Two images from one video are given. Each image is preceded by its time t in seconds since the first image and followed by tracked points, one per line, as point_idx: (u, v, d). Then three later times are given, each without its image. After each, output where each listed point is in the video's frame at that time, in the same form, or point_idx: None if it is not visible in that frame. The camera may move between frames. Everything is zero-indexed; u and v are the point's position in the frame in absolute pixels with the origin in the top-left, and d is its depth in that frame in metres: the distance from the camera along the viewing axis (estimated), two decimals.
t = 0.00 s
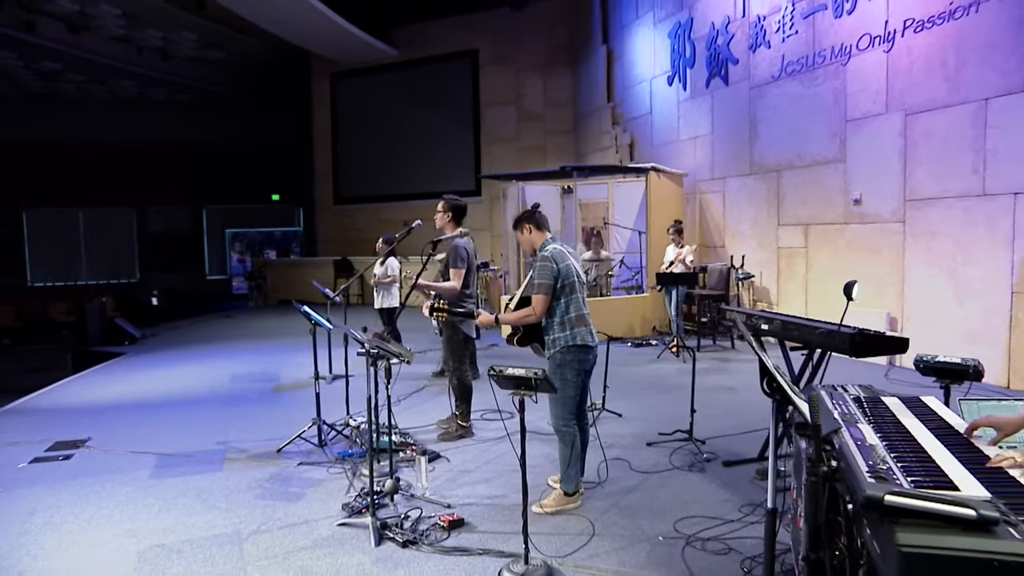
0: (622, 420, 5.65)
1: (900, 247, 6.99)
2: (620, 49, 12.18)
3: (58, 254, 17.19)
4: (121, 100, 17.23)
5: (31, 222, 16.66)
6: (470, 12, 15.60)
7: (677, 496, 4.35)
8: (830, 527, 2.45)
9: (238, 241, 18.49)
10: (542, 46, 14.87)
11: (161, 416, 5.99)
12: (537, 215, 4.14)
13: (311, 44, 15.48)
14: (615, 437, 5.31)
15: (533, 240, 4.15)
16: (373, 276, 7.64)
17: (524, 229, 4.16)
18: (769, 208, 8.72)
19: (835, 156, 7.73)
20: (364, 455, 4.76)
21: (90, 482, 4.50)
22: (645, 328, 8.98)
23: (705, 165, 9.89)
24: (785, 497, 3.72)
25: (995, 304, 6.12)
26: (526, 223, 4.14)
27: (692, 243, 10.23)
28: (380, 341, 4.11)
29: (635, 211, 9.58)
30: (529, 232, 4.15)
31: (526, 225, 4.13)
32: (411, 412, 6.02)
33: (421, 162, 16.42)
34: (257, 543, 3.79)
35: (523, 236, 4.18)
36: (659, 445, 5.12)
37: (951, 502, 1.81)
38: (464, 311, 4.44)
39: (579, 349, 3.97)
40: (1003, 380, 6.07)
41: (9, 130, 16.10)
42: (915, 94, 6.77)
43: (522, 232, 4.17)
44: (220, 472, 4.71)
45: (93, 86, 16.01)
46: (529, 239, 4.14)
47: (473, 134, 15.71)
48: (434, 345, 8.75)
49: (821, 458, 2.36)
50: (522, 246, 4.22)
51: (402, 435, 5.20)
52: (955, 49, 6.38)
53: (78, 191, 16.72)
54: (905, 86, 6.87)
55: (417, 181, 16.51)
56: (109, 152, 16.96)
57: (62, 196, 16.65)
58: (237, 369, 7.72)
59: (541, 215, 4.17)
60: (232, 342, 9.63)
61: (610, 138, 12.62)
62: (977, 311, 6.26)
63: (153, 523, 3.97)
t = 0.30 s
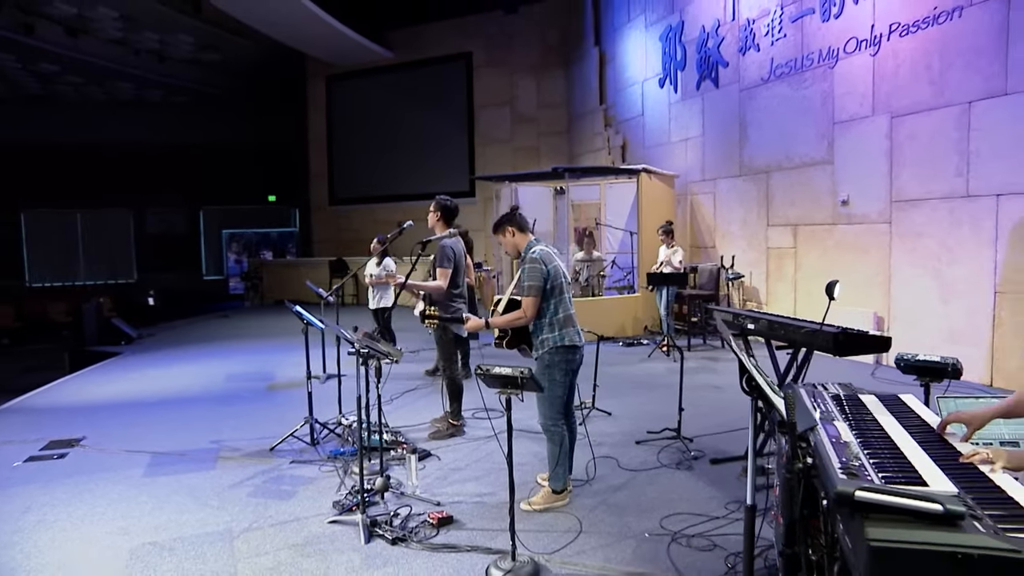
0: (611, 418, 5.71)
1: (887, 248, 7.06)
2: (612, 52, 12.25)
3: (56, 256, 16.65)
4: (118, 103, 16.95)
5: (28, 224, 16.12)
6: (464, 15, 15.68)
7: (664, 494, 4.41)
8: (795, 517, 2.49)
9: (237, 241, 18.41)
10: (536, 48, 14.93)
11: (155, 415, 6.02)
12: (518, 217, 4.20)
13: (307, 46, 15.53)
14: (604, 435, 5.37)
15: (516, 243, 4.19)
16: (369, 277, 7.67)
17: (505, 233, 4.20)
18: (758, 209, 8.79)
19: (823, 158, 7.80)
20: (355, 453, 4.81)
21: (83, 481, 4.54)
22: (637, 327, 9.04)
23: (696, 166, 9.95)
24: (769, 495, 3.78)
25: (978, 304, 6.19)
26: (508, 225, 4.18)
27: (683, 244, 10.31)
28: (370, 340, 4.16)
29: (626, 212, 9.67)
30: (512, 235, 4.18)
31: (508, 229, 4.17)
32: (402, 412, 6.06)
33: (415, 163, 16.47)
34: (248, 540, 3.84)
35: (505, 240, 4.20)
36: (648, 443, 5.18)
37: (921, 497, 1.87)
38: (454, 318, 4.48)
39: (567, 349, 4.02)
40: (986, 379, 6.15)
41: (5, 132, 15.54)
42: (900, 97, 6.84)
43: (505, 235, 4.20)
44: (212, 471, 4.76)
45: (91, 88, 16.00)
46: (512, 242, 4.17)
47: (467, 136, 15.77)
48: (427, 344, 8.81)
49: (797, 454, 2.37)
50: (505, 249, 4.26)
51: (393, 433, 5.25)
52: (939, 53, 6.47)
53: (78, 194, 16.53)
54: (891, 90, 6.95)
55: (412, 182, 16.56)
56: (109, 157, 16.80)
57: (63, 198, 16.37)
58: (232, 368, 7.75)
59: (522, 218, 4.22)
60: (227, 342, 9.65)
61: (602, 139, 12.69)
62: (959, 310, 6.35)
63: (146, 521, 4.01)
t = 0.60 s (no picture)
0: (600, 417, 5.76)
1: (874, 248, 7.13)
2: (604, 54, 12.32)
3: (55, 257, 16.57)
4: (116, 104, 16.87)
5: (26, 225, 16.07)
6: (457, 18, 15.75)
7: (650, 492, 4.46)
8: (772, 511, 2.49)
9: (232, 242, 18.65)
10: (529, 51, 14.98)
11: (148, 414, 6.05)
12: (504, 217, 4.26)
13: (301, 49, 15.58)
14: (593, 433, 5.42)
15: (502, 242, 4.26)
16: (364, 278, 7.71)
17: (491, 231, 4.27)
18: (748, 210, 8.86)
19: (811, 159, 7.86)
20: (346, 452, 4.86)
21: (76, 480, 4.58)
22: (628, 327, 9.10)
23: (686, 167, 10.02)
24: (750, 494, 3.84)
25: (963, 304, 6.25)
26: (494, 225, 4.25)
27: (674, 244, 10.37)
28: (358, 339, 4.21)
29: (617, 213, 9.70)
30: (498, 234, 4.25)
31: (494, 228, 4.24)
32: (392, 412, 6.09)
33: (409, 164, 16.52)
34: (239, 537, 3.89)
35: (491, 238, 4.27)
36: (636, 442, 5.23)
37: (887, 494, 1.93)
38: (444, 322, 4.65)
39: (553, 351, 4.09)
40: (970, 377, 6.21)
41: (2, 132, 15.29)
42: (887, 100, 6.91)
43: (491, 234, 4.27)
44: (204, 469, 4.81)
45: (87, 90, 16.00)
46: (498, 242, 4.23)
47: (460, 138, 15.83)
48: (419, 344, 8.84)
49: (770, 452, 2.38)
50: (490, 248, 4.31)
51: (384, 433, 5.30)
52: (924, 56, 6.55)
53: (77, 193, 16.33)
54: (877, 92, 7.02)
55: (406, 183, 16.60)
56: (107, 158, 16.56)
57: (60, 198, 16.01)
58: (226, 368, 7.78)
59: (508, 218, 4.29)
60: (221, 342, 9.68)
61: (595, 141, 12.75)
62: (945, 310, 6.41)
63: (138, 519, 4.06)
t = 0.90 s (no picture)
0: (590, 416, 5.80)
1: (862, 248, 7.18)
2: (597, 56, 12.36)
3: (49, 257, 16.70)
4: (109, 105, 17.18)
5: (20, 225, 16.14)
6: (450, 19, 15.77)
7: (637, 490, 4.50)
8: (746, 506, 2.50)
9: (227, 243, 18.41)
10: (521, 52, 15.05)
11: (140, 414, 6.07)
12: (489, 219, 4.30)
13: (295, 50, 15.61)
14: (582, 432, 5.47)
15: (488, 243, 4.30)
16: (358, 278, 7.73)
17: (476, 232, 4.31)
18: (738, 211, 8.91)
19: (800, 160, 7.91)
20: (336, 451, 4.90)
21: (66, 480, 4.61)
22: (619, 327, 9.14)
23: (677, 169, 10.08)
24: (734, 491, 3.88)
25: (949, 303, 6.31)
26: (479, 226, 4.29)
27: (665, 244, 10.42)
28: (346, 339, 4.24)
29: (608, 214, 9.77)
30: (483, 235, 4.29)
31: (480, 230, 4.28)
32: (381, 412, 6.12)
33: (403, 165, 16.55)
34: (228, 536, 3.93)
35: (476, 238, 4.30)
36: (625, 441, 5.27)
37: (858, 491, 1.95)
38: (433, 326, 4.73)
39: (539, 353, 4.14)
40: (956, 377, 6.26)
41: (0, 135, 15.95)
42: (874, 102, 6.97)
43: (476, 235, 4.31)
44: (195, 469, 4.83)
45: (81, 91, 15.99)
46: (484, 243, 4.28)
47: (453, 138, 15.86)
48: (411, 344, 8.87)
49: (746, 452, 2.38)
50: (475, 249, 4.35)
51: (374, 432, 5.34)
52: (910, 58, 6.61)
53: (70, 193, 16.37)
54: (865, 94, 7.08)
55: (400, 184, 16.62)
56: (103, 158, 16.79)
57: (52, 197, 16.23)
58: (218, 368, 7.81)
59: (493, 219, 4.33)
60: (214, 342, 9.70)
61: (587, 142, 12.79)
62: (931, 310, 6.46)
63: (127, 518, 4.09)
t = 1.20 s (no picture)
0: (579, 416, 5.83)
1: (850, 249, 7.22)
2: (588, 57, 12.39)
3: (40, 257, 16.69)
4: (101, 105, 17.01)
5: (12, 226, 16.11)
6: (442, 20, 15.82)
7: (624, 489, 4.53)
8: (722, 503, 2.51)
9: (221, 243, 18.71)
10: (514, 53, 15.10)
11: (129, 414, 6.09)
12: (473, 220, 4.33)
13: (288, 51, 15.62)
14: (570, 432, 5.49)
15: (473, 244, 4.32)
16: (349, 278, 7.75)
17: (461, 233, 4.33)
18: (727, 211, 8.96)
19: (789, 161, 7.95)
20: (325, 451, 4.93)
21: (54, 480, 4.62)
22: (610, 327, 9.16)
23: (668, 169, 10.12)
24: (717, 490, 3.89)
25: (936, 303, 6.35)
26: (463, 227, 4.31)
27: (656, 244, 10.46)
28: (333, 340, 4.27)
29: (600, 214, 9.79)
30: (468, 237, 4.32)
31: (464, 231, 4.30)
32: (370, 412, 6.13)
33: (396, 165, 16.56)
34: (215, 536, 3.94)
35: (461, 239, 4.33)
36: (612, 440, 5.30)
37: (827, 489, 1.96)
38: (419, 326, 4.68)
39: (526, 353, 4.17)
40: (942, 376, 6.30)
41: None
42: (862, 103, 7.01)
43: (461, 237, 4.33)
44: (184, 469, 4.85)
45: (73, 91, 15.97)
46: (469, 244, 4.30)
47: (446, 139, 15.87)
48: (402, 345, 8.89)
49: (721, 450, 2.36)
50: (461, 250, 4.37)
51: (363, 432, 5.37)
52: (897, 59, 6.67)
53: (62, 193, 16.18)
54: (853, 96, 7.12)
55: (393, 184, 16.63)
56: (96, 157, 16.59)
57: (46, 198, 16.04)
58: (210, 368, 7.82)
59: (476, 220, 4.36)
60: (206, 343, 9.71)
61: (579, 143, 12.83)
62: (919, 310, 6.50)
63: (115, 518, 4.10)
